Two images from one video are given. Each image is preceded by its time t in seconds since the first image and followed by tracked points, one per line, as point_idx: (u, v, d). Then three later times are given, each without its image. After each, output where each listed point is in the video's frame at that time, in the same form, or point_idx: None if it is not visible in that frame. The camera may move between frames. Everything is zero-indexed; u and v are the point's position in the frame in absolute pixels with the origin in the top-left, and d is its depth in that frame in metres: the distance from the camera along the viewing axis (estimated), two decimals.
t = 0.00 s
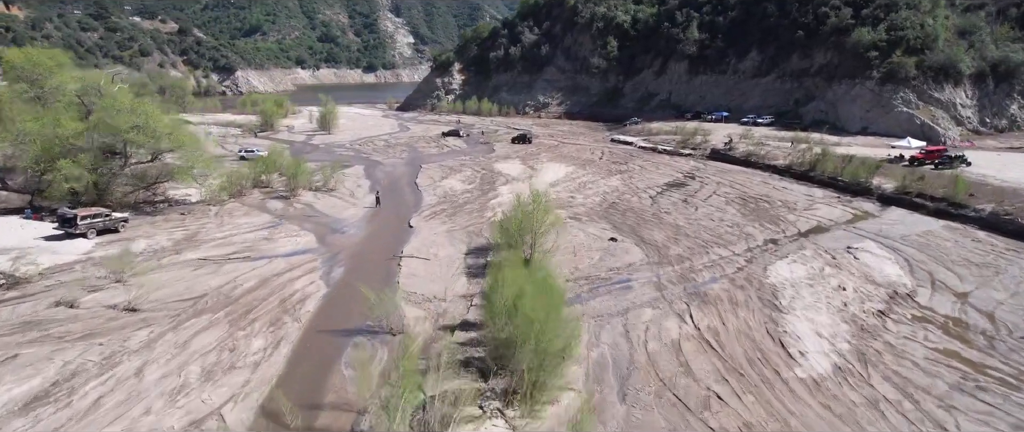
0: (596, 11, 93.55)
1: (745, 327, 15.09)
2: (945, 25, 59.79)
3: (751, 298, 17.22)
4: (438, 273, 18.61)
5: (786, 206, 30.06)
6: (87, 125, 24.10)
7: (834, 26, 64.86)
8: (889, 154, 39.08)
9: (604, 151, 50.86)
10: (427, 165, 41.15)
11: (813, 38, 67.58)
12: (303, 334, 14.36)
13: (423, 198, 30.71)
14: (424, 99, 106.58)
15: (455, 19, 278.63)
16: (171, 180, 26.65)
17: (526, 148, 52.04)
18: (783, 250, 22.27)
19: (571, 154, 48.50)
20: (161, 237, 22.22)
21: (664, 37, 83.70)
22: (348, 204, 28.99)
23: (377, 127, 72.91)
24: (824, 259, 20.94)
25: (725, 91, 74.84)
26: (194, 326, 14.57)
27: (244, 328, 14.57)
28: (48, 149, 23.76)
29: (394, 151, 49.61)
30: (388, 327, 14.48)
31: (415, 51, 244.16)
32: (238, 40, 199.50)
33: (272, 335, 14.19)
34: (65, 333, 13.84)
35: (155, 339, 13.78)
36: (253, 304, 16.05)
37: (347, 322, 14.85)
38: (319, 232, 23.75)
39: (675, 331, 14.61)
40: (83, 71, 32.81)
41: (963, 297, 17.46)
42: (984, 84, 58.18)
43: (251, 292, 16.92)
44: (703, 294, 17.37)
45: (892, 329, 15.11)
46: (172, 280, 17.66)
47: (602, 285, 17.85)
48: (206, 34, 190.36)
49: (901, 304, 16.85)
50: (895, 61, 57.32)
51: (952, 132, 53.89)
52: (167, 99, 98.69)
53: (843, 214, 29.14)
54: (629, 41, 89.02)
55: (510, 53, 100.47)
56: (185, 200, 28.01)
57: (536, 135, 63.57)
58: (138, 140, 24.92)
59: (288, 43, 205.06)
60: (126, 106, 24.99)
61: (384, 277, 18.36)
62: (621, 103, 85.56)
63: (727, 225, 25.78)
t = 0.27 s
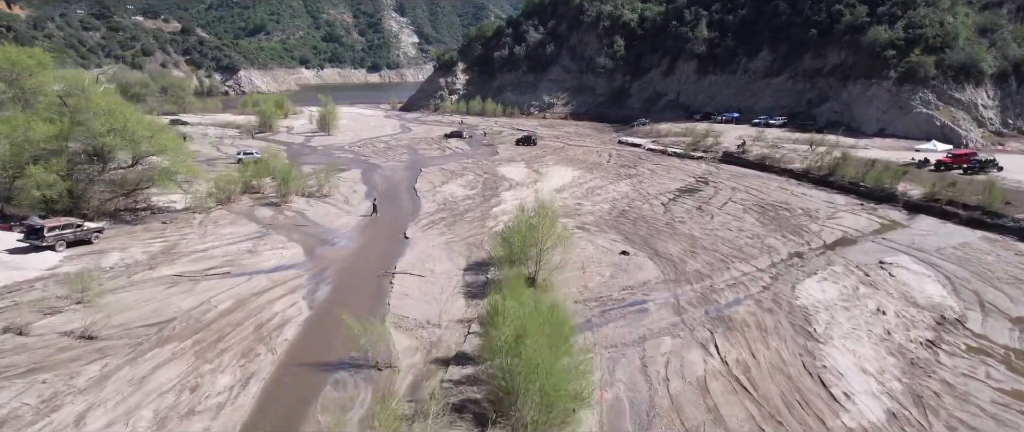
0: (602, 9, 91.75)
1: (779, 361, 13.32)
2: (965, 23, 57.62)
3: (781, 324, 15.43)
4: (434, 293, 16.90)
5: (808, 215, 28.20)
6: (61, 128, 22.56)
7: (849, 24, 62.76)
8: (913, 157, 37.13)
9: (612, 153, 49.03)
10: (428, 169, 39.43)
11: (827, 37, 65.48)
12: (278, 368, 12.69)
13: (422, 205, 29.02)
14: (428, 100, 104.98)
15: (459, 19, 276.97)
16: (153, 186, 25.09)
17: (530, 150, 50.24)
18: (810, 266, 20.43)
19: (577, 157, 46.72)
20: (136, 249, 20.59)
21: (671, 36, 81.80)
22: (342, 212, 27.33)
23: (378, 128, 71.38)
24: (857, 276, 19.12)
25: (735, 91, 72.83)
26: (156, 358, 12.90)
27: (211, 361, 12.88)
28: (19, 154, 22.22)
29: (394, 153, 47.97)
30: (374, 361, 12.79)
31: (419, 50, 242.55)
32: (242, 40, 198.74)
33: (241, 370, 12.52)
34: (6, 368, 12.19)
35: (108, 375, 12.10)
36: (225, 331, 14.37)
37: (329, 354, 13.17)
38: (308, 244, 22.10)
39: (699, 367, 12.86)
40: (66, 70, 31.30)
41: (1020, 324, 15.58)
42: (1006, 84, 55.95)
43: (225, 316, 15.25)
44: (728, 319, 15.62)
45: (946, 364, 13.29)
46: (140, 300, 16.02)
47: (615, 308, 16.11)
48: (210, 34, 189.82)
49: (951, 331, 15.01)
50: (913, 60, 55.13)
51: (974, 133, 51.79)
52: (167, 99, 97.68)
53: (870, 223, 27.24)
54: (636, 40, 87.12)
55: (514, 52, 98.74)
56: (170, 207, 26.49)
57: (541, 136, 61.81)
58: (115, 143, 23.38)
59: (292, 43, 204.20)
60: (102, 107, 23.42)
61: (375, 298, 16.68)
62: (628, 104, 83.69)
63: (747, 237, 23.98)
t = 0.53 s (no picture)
0: (609, 8, 89.94)
1: (821, 405, 11.60)
2: (987, 20, 55.43)
3: (819, 356, 13.63)
4: (428, 318, 15.20)
5: (831, 223, 26.34)
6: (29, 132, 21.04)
7: (865, 22, 60.56)
8: (938, 161, 35.25)
9: (620, 156, 47.28)
10: (428, 173, 37.76)
11: (841, 35, 63.31)
12: (243, 414, 11.02)
13: (419, 213, 27.31)
14: (431, 100, 103.39)
15: (464, 18, 275.21)
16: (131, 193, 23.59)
17: (535, 153, 48.54)
18: (842, 284, 18.57)
19: (584, 160, 45.01)
20: (107, 263, 19.00)
21: (680, 35, 79.88)
22: (334, 221, 25.66)
23: (379, 129, 69.88)
24: (897, 296, 17.27)
25: (746, 91, 70.75)
26: (104, 400, 11.28)
27: (168, 403, 11.25)
28: None
29: (395, 156, 46.42)
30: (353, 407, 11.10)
31: (424, 50, 241.05)
32: (245, 40, 198.20)
33: (201, 416, 10.88)
34: None
35: (45, 423, 10.49)
36: (190, 364, 12.72)
37: (302, 397, 11.48)
38: (293, 258, 20.42)
39: (729, 414, 11.16)
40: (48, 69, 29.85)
41: None
42: None
43: (192, 345, 13.61)
44: (759, 351, 13.88)
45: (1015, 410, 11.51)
46: (99, 325, 14.40)
47: (630, 336, 14.40)
48: (214, 34, 189.38)
49: (1013, 367, 13.20)
50: (933, 59, 52.85)
51: (997, 135, 49.55)
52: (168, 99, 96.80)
53: (900, 233, 25.33)
54: (643, 39, 85.27)
55: (519, 52, 97.05)
56: (151, 216, 24.90)
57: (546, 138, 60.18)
58: (89, 148, 21.88)
59: (296, 42, 203.37)
60: (74, 109, 21.88)
61: (360, 325, 14.97)
62: (635, 104, 81.82)
63: (768, 250, 22.16)
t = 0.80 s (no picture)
0: (615, 6, 88.03)
1: None
2: (1010, 18, 53.08)
3: (866, 399, 11.83)
4: (418, 349, 13.50)
5: (858, 234, 24.45)
6: None
7: (881, 20, 58.10)
8: (966, 166, 33.28)
9: (627, 159, 45.54)
10: (427, 178, 36.07)
11: (856, 34, 60.96)
12: None
13: (416, 222, 25.59)
14: (434, 100, 101.73)
15: (469, 18, 273.26)
16: (105, 202, 21.93)
17: (540, 156, 46.86)
18: (880, 307, 16.72)
19: (590, 164, 43.28)
20: (72, 280, 17.38)
21: (688, 34, 77.90)
22: (324, 231, 23.97)
23: (379, 130, 68.36)
24: (945, 323, 15.43)
25: (757, 91, 68.62)
26: None
27: None
28: None
29: (395, 159, 44.79)
30: None
31: (428, 50, 239.35)
32: (249, 40, 197.55)
33: None
34: None
35: None
36: (141, 409, 11.08)
37: None
38: (276, 275, 18.77)
39: None
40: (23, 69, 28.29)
41: None
42: None
43: (147, 383, 11.96)
44: (797, 392, 12.10)
45: None
46: (47, 358, 12.76)
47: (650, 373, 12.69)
48: (217, 33, 188.78)
49: None
50: (954, 58, 50.61)
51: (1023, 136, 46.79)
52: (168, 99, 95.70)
53: (934, 245, 23.41)
54: (650, 38, 83.37)
55: (523, 51, 95.33)
56: (128, 225, 23.27)
57: (551, 140, 58.51)
58: (58, 156, 20.21)
59: (300, 42, 202.39)
60: (39, 112, 19.84)
61: (342, 360, 13.30)
62: (642, 105, 79.96)
63: (794, 266, 20.32)
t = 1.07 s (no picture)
0: (621, 4, 86.16)
1: None
2: None
3: None
4: (407, 392, 11.80)
5: (890, 248, 22.57)
6: None
7: (898, 18, 55.83)
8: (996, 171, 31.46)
9: (635, 163, 43.77)
10: (427, 183, 34.40)
11: (871, 33, 58.59)
12: None
13: (412, 233, 23.83)
14: (436, 101, 100.04)
15: (473, 18, 271.38)
16: (71, 213, 20.20)
17: (545, 159, 45.10)
18: (928, 335, 14.88)
19: (597, 168, 41.51)
20: (26, 302, 15.84)
21: (696, 33, 75.97)
22: (313, 244, 22.26)
23: (380, 132, 66.75)
24: (1005, 358, 13.63)
25: (768, 92, 66.29)
26: None
27: None
28: None
29: (395, 162, 43.16)
30: None
31: (433, 50, 237.81)
32: (253, 40, 196.72)
33: None
34: None
35: None
36: None
37: None
38: (255, 296, 17.08)
39: None
40: None
41: None
42: None
43: None
44: None
45: None
46: None
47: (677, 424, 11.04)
48: (220, 33, 188.12)
49: None
50: (977, 57, 48.45)
51: None
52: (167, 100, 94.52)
53: (974, 260, 21.47)
54: (657, 38, 81.53)
55: (528, 51, 93.59)
56: (101, 237, 21.63)
57: (556, 142, 56.77)
58: (16, 164, 18.36)
59: (304, 42, 201.36)
60: None
61: (317, 404, 11.58)
62: (649, 106, 78.09)
63: (824, 285, 18.45)
